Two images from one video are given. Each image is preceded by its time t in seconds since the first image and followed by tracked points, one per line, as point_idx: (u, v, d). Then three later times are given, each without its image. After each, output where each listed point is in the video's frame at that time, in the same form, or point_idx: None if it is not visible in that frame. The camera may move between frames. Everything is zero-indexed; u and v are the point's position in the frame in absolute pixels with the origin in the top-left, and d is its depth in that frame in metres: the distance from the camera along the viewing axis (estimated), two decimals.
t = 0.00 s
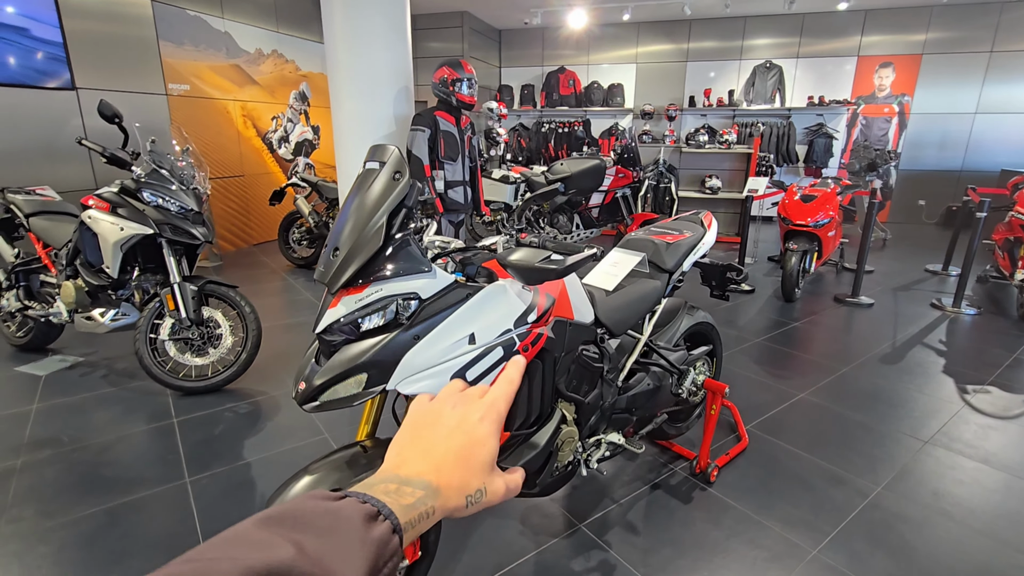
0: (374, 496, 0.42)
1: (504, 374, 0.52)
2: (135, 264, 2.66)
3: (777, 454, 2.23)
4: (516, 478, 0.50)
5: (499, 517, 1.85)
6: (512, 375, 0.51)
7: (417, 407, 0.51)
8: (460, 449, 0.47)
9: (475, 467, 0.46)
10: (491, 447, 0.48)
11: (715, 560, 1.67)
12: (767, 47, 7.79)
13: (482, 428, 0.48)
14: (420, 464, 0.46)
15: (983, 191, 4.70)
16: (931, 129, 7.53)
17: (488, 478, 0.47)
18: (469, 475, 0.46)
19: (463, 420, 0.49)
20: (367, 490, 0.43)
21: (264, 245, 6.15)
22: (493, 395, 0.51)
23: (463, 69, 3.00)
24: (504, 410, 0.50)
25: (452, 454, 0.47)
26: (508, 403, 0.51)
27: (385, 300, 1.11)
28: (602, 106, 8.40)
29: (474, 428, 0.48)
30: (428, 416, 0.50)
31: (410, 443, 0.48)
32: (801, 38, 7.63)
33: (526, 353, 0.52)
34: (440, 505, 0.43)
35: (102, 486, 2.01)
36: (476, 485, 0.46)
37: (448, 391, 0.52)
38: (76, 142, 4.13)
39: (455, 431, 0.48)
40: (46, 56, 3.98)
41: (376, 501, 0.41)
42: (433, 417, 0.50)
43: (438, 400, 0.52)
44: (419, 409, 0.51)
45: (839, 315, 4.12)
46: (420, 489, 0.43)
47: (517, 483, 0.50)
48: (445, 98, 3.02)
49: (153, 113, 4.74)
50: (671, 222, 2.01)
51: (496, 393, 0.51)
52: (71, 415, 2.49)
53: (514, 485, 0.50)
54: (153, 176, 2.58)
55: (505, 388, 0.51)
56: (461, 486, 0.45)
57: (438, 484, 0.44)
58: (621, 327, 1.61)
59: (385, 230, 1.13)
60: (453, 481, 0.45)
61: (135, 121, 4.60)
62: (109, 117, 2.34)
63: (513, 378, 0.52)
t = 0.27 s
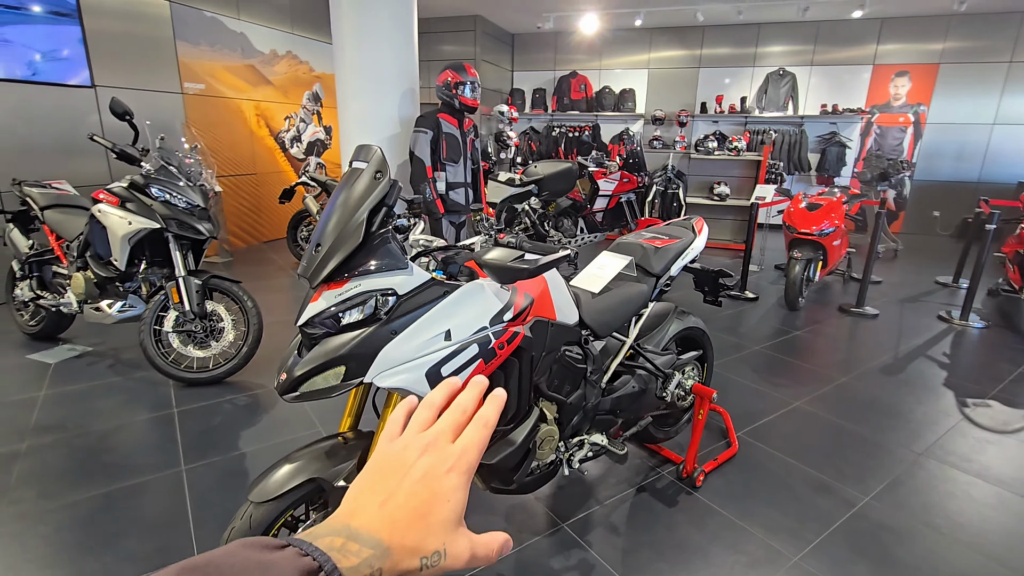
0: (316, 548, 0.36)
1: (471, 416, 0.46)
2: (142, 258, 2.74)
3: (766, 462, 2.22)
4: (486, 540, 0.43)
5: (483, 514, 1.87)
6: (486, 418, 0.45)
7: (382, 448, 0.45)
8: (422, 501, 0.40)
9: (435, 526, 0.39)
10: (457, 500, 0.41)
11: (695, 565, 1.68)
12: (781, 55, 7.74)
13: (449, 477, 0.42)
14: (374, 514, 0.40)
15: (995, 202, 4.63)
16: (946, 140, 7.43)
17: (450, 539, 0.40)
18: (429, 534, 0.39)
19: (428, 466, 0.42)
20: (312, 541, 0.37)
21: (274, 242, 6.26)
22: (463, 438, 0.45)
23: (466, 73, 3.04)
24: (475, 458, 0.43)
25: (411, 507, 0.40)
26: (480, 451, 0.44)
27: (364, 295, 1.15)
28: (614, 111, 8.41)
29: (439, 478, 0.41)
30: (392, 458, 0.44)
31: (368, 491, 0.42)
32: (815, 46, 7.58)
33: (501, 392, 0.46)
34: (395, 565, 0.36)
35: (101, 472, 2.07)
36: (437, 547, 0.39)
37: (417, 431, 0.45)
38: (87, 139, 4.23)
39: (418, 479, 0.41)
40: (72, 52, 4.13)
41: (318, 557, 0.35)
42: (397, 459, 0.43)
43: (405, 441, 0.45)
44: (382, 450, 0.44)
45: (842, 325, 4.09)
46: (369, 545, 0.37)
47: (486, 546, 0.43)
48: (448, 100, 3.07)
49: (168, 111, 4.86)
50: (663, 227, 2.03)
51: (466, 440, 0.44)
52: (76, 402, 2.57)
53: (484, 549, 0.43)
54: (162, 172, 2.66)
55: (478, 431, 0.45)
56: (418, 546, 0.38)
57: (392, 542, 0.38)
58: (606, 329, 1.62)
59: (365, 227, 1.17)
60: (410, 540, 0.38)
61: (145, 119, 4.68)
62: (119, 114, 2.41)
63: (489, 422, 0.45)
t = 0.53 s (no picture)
0: (384, 522, 0.35)
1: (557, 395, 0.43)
2: (151, 259, 2.80)
3: (761, 474, 2.22)
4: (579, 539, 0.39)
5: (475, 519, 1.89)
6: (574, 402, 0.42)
7: (459, 423, 0.43)
8: (500, 483, 0.38)
9: (516, 511, 0.36)
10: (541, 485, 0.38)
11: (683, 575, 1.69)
12: (791, 66, 7.72)
13: (530, 459, 0.39)
14: (447, 492, 0.37)
15: (1005, 218, 4.58)
16: (958, 154, 7.36)
17: (532, 527, 0.37)
18: (507, 521, 0.36)
19: (512, 444, 0.39)
20: (385, 513, 0.36)
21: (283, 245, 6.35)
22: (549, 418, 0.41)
23: (470, 83, 3.09)
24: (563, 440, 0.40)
25: (487, 488, 0.37)
26: (569, 434, 0.41)
27: (355, 301, 1.19)
28: (622, 120, 8.44)
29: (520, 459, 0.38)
30: (471, 433, 0.41)
31: (446, 464, 0.40)
32: (826, 58, 7.55)
33: (595, 371, 0.43)
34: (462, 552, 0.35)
35: (104, 468, 2.12)
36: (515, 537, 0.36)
37: (499, 405, 0.43)
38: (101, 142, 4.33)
39: (497, 461, 0.38)
40: (94, 54, 4.23)
41: (385, 531, 0.34)
42: (476, 433, 0.41)
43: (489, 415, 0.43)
44: (462, 424, 0.42)
45: (847, 339, 4.06)
46: (439, 528, 0.34)
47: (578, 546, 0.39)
48: (452, 109, 3.12)
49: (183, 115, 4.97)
50: (658, 239, 2.05)
51: (549, 421, 0.41)
52: (84, 399, 2.63)
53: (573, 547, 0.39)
54: (172, 177, 2.73)
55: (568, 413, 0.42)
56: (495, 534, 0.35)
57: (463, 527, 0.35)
58: (597, 339, 1.64)
59: (357, 234, 1.21)
60: (485, 524, 0.36)
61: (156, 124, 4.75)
62: (132, 119, 2.49)
63: (578, 404, 0.42)
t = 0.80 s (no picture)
0: (407, 470, 0.39)
1: (624, 314, 0.42)
2: (157, 262, 2.84)
3: (757, 483, 2.23)
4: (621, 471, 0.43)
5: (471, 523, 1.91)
6: (637, 327, 0.41)
7: (509, 347, 0.44)
8: (549, 426, 0.40)
9: (565, 449, 0.39)
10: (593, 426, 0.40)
11: None
12: (797, 73, 7.72)
13: (585, 397, 0.40)
14: (491, 433, 0.41)
15: (1010, 227, 4.56)
16: (965, 162, 7.33)
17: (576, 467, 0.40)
18: (552, 462, 0.39)
19: (565, 379, 0.41)
20: (421, 453, 0.40)
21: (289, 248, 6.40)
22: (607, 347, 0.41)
23: (473, 90, 3.12)
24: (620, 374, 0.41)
25: (535, 423, 0.40)
26: (631, 357, 0.41)
27: (351, 307, 1.21)
28: (628, 126, 8.46)
29: (572, 396, 0.40)
30: (525, 359, 0.43)
31: (499, 394, 0.42)
32: (832, 65, 7.54)
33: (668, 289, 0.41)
34: (501, 494, 0.39)
35: (108, 467, 2.16)
36: (560, 476, 0.39)
37: (553, 327, 0.44)
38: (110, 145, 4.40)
39: (549, 397, 0.40)
40: (107, 55, 4.32)
41: (417, 477, 0.38)
42: (528, 363, 0.43)
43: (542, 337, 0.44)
44: (516, 348, 0.44)
45: (849, 347, 4.06)
46: (483, 476, 0.38)
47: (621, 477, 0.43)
48: (455, 116, 3.15)
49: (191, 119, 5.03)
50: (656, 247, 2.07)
51: (611, 344, 0.41)
52: (89, 399, 2.67)
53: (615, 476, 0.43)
54: (178, 181, 2.77)
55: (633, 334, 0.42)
56: (541, 475, 0.39)
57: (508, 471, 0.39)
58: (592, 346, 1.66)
59: (353, 242, 1.24)
60: (528, 465, 0.39)
61: (164, 128, 4.81)
62: (140, 124, 2.53)
63: (645, 323, 0.41)
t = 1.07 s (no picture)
0: None
1: (460, 424, 0.45)
2: (158, 258, 2.85)
3: (755, 480, 2.23)
4: (510, 561, 0.41)
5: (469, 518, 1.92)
6: (474, 429, 0.45)
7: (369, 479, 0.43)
8: (418, 525, 0.38)
9: (440, 543, 0.37)
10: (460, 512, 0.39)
11: None
12: (799, 71, 7.70)
13: (447, 491, 0.40)
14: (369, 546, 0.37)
15: (1012, 226, 4.56)
16: (967, 161, 7.31)
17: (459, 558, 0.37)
18: (433, 554, 0.37)
19: (424, 484, 0.41)
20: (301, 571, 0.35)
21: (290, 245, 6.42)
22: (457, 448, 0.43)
23: (474, 87, 3.13)
24: (472, 464, 0.43)
25: (409, 526, 0.38)
26: (477, 457, 0.43)
27: (350, 303, 1.22)
28: (630, 123, 8.45)
29: (434, 493, 0.40)
30: (383, 486, 0.42)
31: (363, 521, 0.40)
32: (835, 63, 7.52)
33: (494, 395, 0.46)
34: None
35: (109, 462, 2.17)
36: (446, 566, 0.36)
37: (406, 452, 0.44)
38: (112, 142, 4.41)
39: (411, 507, 0.39)
40: (111, 51, 4.34)
41: None
42: (387, 485, 0.42)
43: (396, 464, 0.44)
44: (372, 479, 0.43)
45: (849, 345, 4.05)
46: None
47: (509, 569, 0.41)
48: (456, 113, 3.15)
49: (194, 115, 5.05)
50: (655, 245, 2.07)
51: (457, 451, 0.43)
52: (90, 394, 2.68)
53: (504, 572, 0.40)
54: (179, 177, 2.79)
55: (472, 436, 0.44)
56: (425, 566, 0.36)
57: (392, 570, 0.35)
58: (591, 343, 1.67)
59: (353, 239, 1.24)
60: (411, 563, 0.36)
61: (165, 125, 4.81)
62: (141, 121, 2.54)
63: (479, 427, 0.45)
